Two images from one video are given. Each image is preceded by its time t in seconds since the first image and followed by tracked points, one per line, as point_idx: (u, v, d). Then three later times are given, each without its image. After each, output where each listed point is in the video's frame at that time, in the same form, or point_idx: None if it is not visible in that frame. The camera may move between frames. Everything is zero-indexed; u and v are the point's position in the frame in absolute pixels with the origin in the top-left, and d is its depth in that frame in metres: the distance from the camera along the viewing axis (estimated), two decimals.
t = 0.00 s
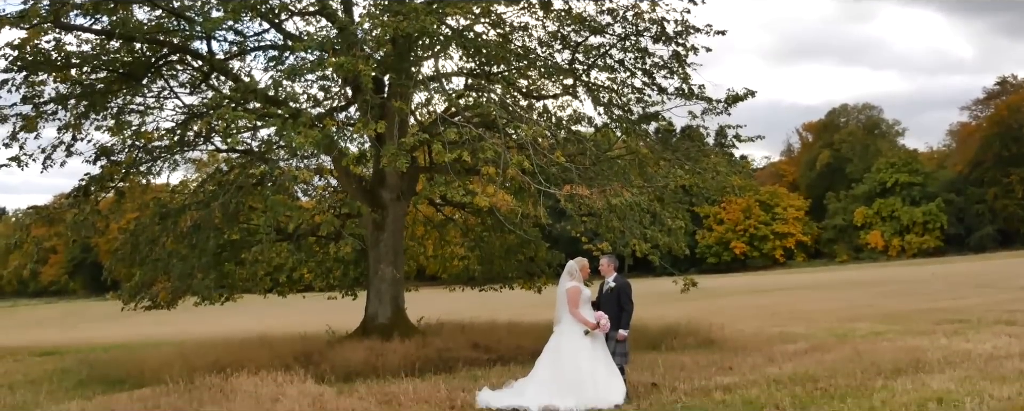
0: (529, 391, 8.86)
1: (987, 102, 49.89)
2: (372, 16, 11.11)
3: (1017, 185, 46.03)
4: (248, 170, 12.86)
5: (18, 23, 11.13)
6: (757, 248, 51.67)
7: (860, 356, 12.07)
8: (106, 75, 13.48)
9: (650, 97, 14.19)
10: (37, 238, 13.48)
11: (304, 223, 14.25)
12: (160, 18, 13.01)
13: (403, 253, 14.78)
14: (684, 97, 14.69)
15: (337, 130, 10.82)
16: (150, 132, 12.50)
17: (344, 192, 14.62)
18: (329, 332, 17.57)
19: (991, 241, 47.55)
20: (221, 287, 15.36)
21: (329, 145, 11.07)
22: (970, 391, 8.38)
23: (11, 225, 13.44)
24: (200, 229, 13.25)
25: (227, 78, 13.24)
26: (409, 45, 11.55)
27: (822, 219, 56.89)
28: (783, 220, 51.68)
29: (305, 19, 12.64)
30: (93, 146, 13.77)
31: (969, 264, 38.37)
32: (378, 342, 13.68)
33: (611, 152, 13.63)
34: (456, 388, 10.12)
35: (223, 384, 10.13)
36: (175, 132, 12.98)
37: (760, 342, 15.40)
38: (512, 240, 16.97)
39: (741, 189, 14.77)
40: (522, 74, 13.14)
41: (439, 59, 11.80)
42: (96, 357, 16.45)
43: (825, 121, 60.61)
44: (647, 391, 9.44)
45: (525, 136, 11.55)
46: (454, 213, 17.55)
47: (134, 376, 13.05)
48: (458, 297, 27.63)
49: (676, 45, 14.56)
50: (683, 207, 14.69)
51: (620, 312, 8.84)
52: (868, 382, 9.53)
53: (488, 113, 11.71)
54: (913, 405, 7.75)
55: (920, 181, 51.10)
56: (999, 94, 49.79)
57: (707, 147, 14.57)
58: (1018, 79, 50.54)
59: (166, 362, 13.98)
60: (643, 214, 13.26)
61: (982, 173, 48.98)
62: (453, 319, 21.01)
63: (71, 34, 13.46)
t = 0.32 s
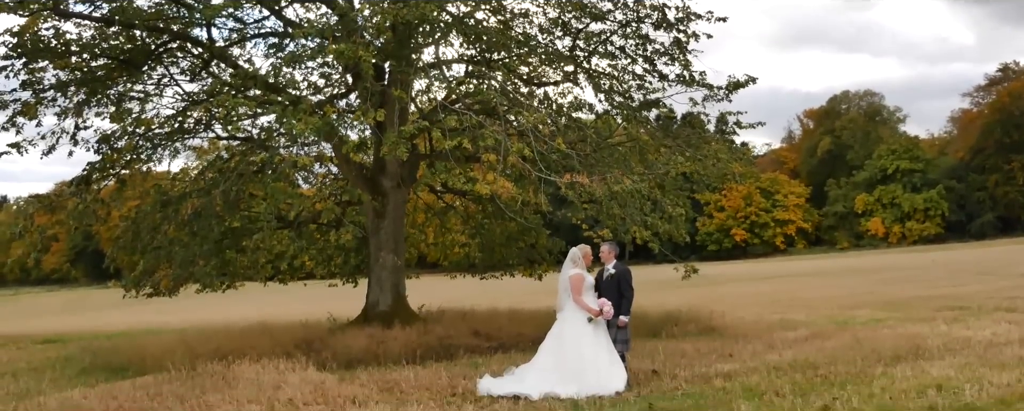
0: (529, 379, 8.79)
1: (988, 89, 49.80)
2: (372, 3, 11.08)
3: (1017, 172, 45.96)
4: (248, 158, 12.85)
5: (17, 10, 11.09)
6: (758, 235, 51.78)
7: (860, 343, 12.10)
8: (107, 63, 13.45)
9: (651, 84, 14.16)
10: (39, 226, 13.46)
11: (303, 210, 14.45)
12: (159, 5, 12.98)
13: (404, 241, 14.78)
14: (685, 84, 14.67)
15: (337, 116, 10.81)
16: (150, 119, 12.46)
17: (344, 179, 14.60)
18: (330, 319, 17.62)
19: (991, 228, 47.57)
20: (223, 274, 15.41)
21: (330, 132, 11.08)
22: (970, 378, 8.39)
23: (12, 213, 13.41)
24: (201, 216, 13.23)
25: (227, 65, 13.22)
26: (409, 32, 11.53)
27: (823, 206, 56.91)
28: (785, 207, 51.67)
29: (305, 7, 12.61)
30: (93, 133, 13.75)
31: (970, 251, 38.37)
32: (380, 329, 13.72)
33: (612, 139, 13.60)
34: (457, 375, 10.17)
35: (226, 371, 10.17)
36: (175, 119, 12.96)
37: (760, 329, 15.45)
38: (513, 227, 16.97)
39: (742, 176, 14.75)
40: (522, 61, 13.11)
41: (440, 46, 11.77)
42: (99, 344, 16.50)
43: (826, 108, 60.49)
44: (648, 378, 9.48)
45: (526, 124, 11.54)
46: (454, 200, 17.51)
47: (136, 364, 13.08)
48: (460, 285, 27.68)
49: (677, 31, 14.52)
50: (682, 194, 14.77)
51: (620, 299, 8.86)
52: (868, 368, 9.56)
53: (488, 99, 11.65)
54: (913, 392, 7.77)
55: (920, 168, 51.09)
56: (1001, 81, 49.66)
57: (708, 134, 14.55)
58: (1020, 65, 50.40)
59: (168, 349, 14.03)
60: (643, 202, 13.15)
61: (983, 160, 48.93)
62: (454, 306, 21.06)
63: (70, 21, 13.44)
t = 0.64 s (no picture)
0: (530, 366, 8.80)
1: (990, 76, 49.68)
2: None
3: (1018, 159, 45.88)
4: (249, 146, 12.77)
5: None
6: (759, 223, 51.80)
7: (860, 331, 12.12)
8: (106, 50, 13.42)
9: (652, 71, 14.12)
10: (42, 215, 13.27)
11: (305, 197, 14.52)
12: None
13: (405, 229, 14.79)
14: (686, 71, 14.64)
15: (337, 104, 10.80)
16: (151, 106, 12.43)
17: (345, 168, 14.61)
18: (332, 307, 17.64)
19: (992, 215, 47.54)
20: (224, 262, 15.42)
21: (330, 120, 11.08)
22: (970, 365, 8.41)
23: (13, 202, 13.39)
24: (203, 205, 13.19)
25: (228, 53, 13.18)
26: (409, 19, 11.48)
27: (824, 194, 56.94)
28: (785, 195, 51.64)
29: None
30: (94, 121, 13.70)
31: (971, 238, 38.36)
32: (381, 317, 13.73)
33: (612, 126, 13.53)
34: (458, 362, 10.19)
35: (227, 359, 10.20)
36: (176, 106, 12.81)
37: (760, 316, 15.48)
38: (513, 215, 16.97)
39: (743, 164, 14.73)
40: (522, 48, 13.07)
41: (440, 34, 11.73)
42: (100, 332, 16.55)
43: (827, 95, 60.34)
44: (648, 365, 9.50)
45: (526, 111, 11.48)
46: (456, 188, 17.49)
47: (138, 352, 13.10)
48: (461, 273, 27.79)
49: (679, 19, 14.46)
50: (684, 182, 14.79)
51: (622, 285, 8.91)
52: (868, 355, 9.57)
53: (489, 87, 11.58)
54: (914, 379, 7.78)
55: (921, 156, 51.03)
56: (1003, 68, 49.52)
57: (709, 122, 14.53)
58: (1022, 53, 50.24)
59: (169, 337, 14.05)
60: (643, 189, 13.22)
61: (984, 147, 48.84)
62: (455, 294, 21.08)
63: (70, 8, 13.41)
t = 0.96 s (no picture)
0: (531, 353, 8.79)
1: (991, 64, 49.54)
2: None
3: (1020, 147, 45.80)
4: (250, 133, 12.71)
5: None
6: (760, 211, 51.80)
7: (860, 319, 12.12)
8: (105, 39, 13.39)
9: (653, 59, 14.08)
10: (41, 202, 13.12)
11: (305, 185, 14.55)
12: None
13: (406, 216, 14.79)
14: (688, 59, 14.59)
15: (337, 92, 10.82)
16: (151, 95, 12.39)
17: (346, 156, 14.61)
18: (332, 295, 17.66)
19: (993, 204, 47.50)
20: (225, 251, 15.44)
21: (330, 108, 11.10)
22: (970, 353, 8.43)
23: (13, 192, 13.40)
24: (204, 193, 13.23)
25: (228, 41, 13.15)
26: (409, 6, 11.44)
27: (824, 182, 56.94)
28: (786, 183, 51.60)
29: None
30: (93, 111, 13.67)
31: (971, 227, 38.33)
32: (382, 305, 13.73)
33: (613, 114, 13.50)
34: (459, 350, 10.21)
35: (228, 347, 10.21)
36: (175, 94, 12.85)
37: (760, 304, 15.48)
38: (514, 203, 16.98)
39: (744, 152, 14.70)
40: (523, 36, 13.04)
41: (440, 21, 11.70)
42: (102, 320, 16.58)
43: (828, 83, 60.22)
44: (649, 353, 9.50)
45: (527, 99, 11.48)
46: (456, 176, 17.32)
47: (139, 340, 13.11)
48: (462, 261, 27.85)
49: (680, 6, 14.41)
50: (685, 170, 14.80)
51: (624, 273, 8.96)
52: (869, 343, 9.58)
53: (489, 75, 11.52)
54: (914, 366, 7.79)
55: (922, 144, 50.95)
56: (1004, 56, 49.39)
57: (710, 109, 14.51)
58: None
59: (171, 325, 14.06)
60: (643, 177, 13.15)
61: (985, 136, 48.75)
62: (456, 282, 21.09)
63: None
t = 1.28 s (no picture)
0: (532, 341, 8.82)
1: (993, 53, 49.40)
2: None
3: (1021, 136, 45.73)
4: (250, 122, 12.64)
5: None
6: (761, 201, 51.84)
7: (861, 308, 12.12)
8: (105, 28, 13.34)
9: (654, 48, 14.04)
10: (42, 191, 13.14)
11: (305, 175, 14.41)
12: None
13: (406, 205, 14.77)
14: (689, 48, 14.54)
15: (337, 80, 10.78)
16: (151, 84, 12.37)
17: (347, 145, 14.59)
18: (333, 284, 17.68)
19: (994, 193, 47.45)
20: (226, 241, 15.45)
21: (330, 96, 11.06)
22: (971, 342, 8.43)
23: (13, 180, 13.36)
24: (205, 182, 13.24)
25: (227, 30, 13.11)
26: None
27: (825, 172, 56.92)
28: (786, 172, 51.58)
29: None
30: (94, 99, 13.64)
31: (972, 216, 38.31)
32: (383, 294, 13.74)
33: (614, 103, 13.40)
34: (460, 339, 10.23)
35: (230, 336, 10.23)
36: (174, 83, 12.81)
37: (761, 294, 15.49)
38: (514, 193, 16.96)
39: (745, 141, 14.65)
40: (523, 25, 12.99)
41: (440, 10, 11.64)
42: (103, 310, 16.60)
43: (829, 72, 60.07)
44: (649, 342, 9.52)
45: (527, 88, 11.47)
46: (457, 165, 17.35)
47: (140, 329, 13.13)
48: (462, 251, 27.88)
49: None
50: (685, 159, 14.80)
51: (626, 261, 9.01)
52: (869, 333, 9.59)
53: (490, 64, 11.52)
54: (914, 356, 7.80)
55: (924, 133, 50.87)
56: (1006, 45, 49.27)
57: (712, 99, 14.50)
58: None
59: (172, 315, 14.08)
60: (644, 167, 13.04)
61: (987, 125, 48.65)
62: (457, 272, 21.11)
63: None
